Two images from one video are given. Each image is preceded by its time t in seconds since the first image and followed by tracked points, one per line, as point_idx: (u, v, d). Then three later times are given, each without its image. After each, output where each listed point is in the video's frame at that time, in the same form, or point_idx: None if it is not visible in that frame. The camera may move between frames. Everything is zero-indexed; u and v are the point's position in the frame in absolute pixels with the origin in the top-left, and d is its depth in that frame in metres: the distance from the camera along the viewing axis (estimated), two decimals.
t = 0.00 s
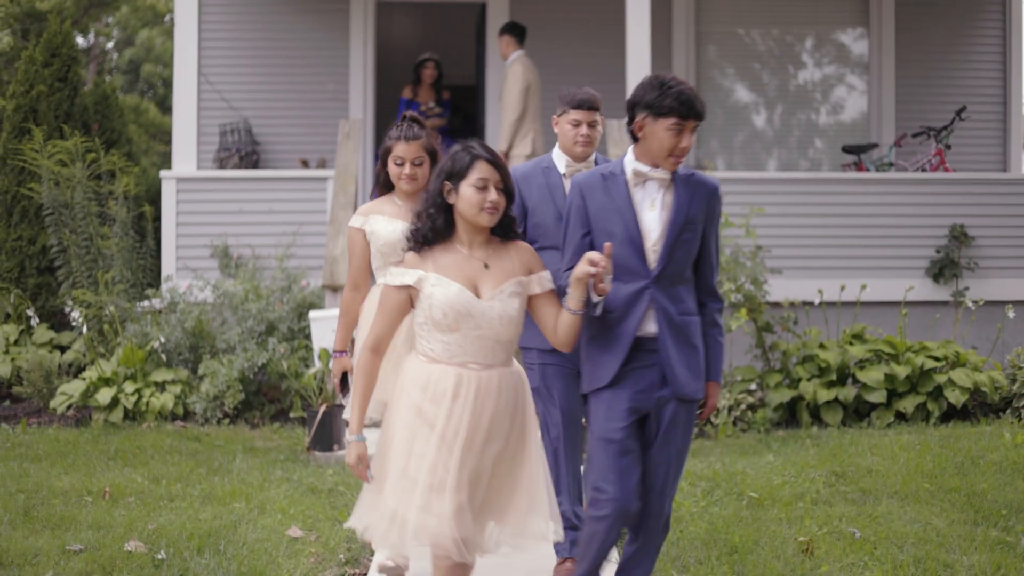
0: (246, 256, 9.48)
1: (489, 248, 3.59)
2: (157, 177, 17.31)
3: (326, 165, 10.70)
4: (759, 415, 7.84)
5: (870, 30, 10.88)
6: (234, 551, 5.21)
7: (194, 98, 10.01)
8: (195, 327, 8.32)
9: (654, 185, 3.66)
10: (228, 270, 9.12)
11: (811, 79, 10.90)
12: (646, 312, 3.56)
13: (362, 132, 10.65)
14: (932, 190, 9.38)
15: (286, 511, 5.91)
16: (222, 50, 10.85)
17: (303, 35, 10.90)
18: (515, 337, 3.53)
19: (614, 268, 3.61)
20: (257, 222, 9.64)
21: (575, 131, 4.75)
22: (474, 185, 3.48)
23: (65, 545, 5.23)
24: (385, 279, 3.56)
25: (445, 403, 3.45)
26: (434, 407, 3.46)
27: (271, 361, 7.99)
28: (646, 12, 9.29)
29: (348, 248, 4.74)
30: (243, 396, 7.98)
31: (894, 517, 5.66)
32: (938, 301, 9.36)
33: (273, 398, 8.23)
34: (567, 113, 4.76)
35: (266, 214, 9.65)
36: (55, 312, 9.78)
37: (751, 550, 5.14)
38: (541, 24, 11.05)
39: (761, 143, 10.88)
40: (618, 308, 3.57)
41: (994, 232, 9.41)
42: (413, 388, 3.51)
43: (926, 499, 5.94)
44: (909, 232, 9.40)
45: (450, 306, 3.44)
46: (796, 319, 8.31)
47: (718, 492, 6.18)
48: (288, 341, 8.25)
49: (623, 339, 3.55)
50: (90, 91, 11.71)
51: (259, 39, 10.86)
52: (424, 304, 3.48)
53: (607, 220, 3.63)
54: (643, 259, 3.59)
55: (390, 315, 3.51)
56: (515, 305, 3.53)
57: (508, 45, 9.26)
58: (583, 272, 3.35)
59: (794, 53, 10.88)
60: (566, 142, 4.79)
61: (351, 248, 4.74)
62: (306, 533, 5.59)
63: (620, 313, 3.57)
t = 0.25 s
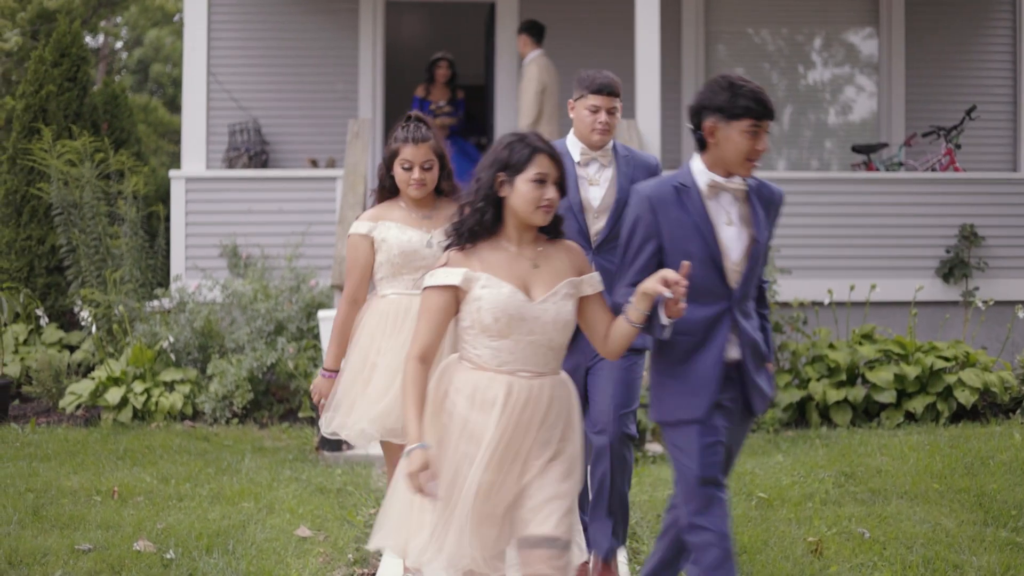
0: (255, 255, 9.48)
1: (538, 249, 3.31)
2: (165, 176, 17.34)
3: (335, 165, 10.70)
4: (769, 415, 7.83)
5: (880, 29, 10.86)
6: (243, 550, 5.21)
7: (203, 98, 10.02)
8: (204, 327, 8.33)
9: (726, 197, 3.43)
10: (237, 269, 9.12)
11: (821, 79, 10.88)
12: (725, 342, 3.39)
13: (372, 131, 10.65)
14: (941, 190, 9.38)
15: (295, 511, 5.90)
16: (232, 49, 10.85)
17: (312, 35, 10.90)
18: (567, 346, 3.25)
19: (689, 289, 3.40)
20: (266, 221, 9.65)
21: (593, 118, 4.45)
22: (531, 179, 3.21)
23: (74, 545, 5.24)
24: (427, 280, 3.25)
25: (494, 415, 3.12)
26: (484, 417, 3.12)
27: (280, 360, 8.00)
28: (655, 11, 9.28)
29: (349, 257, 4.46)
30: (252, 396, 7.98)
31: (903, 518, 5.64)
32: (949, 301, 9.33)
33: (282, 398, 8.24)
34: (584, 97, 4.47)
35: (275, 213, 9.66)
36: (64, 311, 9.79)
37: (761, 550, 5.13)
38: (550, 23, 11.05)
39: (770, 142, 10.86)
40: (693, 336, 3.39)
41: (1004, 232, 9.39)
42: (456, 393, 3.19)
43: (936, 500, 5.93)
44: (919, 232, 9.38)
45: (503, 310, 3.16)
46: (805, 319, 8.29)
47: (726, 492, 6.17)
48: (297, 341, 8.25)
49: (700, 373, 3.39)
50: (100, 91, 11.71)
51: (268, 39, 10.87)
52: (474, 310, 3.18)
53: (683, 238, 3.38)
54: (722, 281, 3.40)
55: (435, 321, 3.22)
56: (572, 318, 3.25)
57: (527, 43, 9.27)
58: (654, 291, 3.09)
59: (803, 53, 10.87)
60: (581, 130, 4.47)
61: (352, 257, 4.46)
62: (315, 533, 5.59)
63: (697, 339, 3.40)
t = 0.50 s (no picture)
0: (260, 255, 9.49)
1: (615, 269, 2.90)
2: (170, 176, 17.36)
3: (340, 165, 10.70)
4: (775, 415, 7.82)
5: (886, 29, 10.84)
6: (249, 551, 5.21)
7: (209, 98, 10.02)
8: (210, 327, 8.33)
9: (827, 204, 3.20)
10: (242, 270, 9.12)
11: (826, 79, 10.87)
12: (833, 354, 3.19)
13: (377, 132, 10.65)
14: (946, 190, 9.39)
15: (301, 511, 5.90)
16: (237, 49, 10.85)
17: (317, 35, 10.90)
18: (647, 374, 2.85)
19: (791, 298, 3.18)
20: (272, 221, 9.65)
21: (629, 127, 4.09)
22: (614, 196, 2.76)
23: (80, 546, 5.23)
24: (495, 300, 2.79)
25: (553, 450, 2.75)
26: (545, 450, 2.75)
27: (285, 361, 8.00)
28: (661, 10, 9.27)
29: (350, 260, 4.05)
30: (258, 397, 7.98)
31: (910, 518, 5.64)
32: (955, 302, 9.32)
33: (287, 398, 8.24)
34: (620, 106, 4.11)
35: (281, 214, 9.66)
36: (69, 312, 9.80)
37: (768, 551, 5.13)
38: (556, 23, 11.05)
39: (776, 143, 10.86)
40: (799, 348, 3.18)
41: (1009, 232, 9.39)
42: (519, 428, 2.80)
43: (942, 500, 5.93)
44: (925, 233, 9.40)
45: (582, 339, 2.74)
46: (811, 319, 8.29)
47: (733, 492, 6.16)
48: (303, 341, 8.25)
49: (812, 386, 3.16)
50: (105, 91, 11.71)
51: (273, 39, 10.87)
52: (548, 338, 2.76)
53: (789, 246, 3.15)
54: (826, 288, 3.19)
55: (512, 339, 2.75)
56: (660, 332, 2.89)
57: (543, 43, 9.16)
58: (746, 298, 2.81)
59: (809, 53, 10.86)
60: (619, 140, 4.09)
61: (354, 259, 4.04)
62: (321, 533, 5.59)
63: (805, 351, 3.18)
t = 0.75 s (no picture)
0: (263, 255, 9.49)
1: (730, 267, 2.60)
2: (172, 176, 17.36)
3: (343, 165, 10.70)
4: (779, 416, 7.81)
5: (890, 29, 10.82)
6: (252, 551, 5.21)
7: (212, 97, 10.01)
8: (213, 327, 8.34)
9: (943, 206, 3.13)
10: (245, 269, 9.11)
11: (830, 79, 10.86)
12: (935, 367, 3.09)
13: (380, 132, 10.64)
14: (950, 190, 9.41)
15: (304, 511, 5.89)
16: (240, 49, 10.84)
17: (320, 34, 10.89)
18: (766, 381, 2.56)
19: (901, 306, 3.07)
20: (274, 221, 9.65)
21: (658, 111, 3.78)
22: (745, 185, 2.51)
23: (84, 545, 5.23)
24: (608, 303, 2.48)
25: (701, 475, 2.46)
26: (692, 483, 2.46)
27: (289, 361, 8.00)
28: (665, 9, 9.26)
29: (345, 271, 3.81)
30: (261, 397, 7.97)
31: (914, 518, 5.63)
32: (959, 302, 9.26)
33: (290, 398, 8.25)
34: (641, 90, 3.78)
35: (284, 213, 9.65)
36: (72, 312, 9.80)
37: (772, 551, 5.12)
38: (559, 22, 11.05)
39: (779, 143, 10.87)
40: (905, 358, 3.05)
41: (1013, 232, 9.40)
42: (649, 463, 2.49)
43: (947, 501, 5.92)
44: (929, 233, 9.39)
45: (716, 344, 2.44)
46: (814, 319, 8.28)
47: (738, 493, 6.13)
48: (306, 341, 8.25)
49: (917, 397, 3.05)
50: (108, 90, 11.71)
51: (276, 39, 10.86)
52: (683, 341, 2.45)
53: (902, 247, 3.06)
54: (936, 295, 3.09)
55: (628, 349, 2.46)
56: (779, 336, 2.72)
57: (546, 47, 9.17)
58: (881, 292, 2.76)
59: (813, 52, 10.84)
60: (647, 124, 3.80)
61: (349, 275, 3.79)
62: (325, 533, 5.58)
63: (905, 360, 3.05)
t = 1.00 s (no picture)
0: (265, 254, 9.49)
1: (884, 294, 2.43)
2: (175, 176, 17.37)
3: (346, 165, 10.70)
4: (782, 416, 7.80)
5: (892, 29, 10.82)
6: (255, 551, 5.20)
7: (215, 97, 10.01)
8: (215, 327, 8.33)
9: None
10: (247, 269, 9.11)
11: (832, 79, 10.84)
12: None
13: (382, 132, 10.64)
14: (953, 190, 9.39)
15: (307, 512, 5.88)
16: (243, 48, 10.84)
17: (322, 34, 10.89)
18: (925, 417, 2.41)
19: None
20: (276, 221, 9.65)
21: (686, 121, 3.52)
22: (903, 201, 2.38)
23: (87, 546, 5.22)
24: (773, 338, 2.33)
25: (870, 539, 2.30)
26: (885, 567, 2.31)
27: (291, 361, 7.99)
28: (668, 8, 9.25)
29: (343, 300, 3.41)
30: (263, 397, 7.97)
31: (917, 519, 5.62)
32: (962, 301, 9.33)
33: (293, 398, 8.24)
34: (668, 100, 3.52)
35: (286, 213, 9.65)
36: (75, 312, 9.80)
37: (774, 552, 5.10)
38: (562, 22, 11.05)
39: (783, 143, 10.87)
40: None
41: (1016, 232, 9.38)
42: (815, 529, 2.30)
43: (948, 501, 5.91)
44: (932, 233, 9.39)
45: (891, 373, 2.31)
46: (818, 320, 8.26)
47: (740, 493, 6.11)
48: (308, 342, 8.24)
49: None
50: (110, 90, 11.70)
51: (278, 39, 10.85)
52: (858, 373, 2.30)
53: None
54: None
55: (792, 384, 2.30)
56: (935, 370, 2.58)
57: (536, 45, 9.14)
58: None
59: (816, 51, 10.82)
60: (676, 136, 3.53)
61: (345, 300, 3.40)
62: (327, 533, 5.57)
63: None
